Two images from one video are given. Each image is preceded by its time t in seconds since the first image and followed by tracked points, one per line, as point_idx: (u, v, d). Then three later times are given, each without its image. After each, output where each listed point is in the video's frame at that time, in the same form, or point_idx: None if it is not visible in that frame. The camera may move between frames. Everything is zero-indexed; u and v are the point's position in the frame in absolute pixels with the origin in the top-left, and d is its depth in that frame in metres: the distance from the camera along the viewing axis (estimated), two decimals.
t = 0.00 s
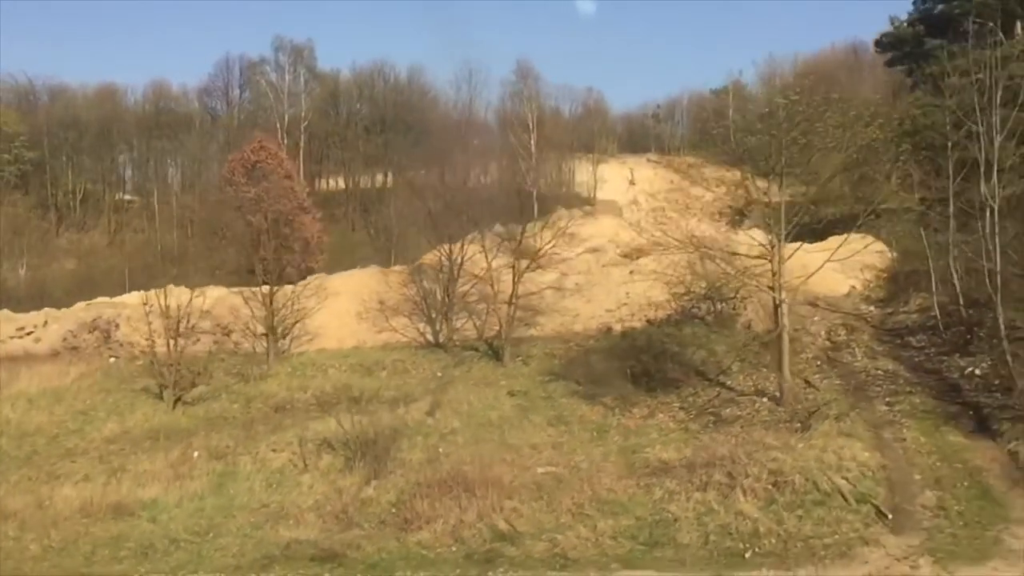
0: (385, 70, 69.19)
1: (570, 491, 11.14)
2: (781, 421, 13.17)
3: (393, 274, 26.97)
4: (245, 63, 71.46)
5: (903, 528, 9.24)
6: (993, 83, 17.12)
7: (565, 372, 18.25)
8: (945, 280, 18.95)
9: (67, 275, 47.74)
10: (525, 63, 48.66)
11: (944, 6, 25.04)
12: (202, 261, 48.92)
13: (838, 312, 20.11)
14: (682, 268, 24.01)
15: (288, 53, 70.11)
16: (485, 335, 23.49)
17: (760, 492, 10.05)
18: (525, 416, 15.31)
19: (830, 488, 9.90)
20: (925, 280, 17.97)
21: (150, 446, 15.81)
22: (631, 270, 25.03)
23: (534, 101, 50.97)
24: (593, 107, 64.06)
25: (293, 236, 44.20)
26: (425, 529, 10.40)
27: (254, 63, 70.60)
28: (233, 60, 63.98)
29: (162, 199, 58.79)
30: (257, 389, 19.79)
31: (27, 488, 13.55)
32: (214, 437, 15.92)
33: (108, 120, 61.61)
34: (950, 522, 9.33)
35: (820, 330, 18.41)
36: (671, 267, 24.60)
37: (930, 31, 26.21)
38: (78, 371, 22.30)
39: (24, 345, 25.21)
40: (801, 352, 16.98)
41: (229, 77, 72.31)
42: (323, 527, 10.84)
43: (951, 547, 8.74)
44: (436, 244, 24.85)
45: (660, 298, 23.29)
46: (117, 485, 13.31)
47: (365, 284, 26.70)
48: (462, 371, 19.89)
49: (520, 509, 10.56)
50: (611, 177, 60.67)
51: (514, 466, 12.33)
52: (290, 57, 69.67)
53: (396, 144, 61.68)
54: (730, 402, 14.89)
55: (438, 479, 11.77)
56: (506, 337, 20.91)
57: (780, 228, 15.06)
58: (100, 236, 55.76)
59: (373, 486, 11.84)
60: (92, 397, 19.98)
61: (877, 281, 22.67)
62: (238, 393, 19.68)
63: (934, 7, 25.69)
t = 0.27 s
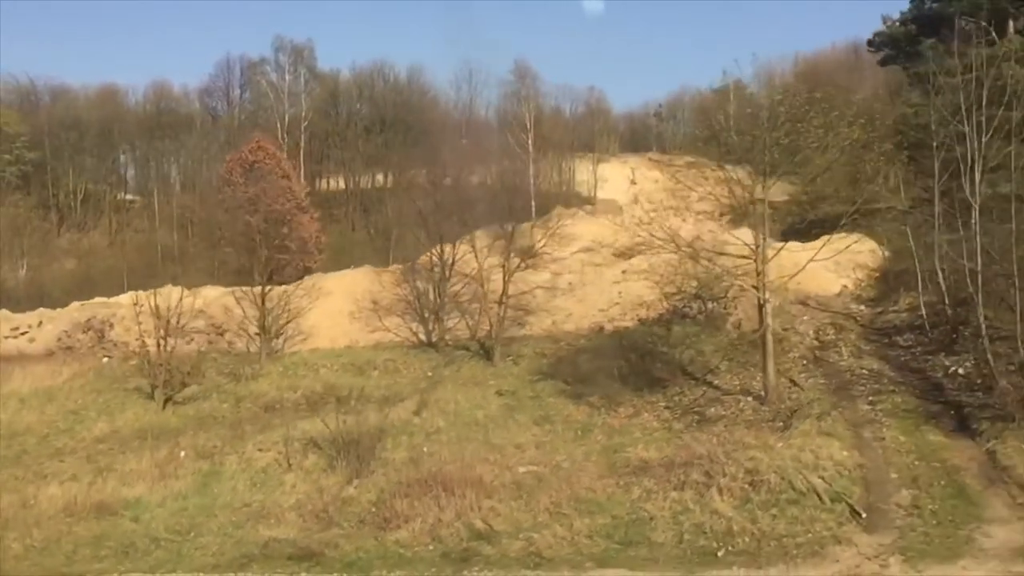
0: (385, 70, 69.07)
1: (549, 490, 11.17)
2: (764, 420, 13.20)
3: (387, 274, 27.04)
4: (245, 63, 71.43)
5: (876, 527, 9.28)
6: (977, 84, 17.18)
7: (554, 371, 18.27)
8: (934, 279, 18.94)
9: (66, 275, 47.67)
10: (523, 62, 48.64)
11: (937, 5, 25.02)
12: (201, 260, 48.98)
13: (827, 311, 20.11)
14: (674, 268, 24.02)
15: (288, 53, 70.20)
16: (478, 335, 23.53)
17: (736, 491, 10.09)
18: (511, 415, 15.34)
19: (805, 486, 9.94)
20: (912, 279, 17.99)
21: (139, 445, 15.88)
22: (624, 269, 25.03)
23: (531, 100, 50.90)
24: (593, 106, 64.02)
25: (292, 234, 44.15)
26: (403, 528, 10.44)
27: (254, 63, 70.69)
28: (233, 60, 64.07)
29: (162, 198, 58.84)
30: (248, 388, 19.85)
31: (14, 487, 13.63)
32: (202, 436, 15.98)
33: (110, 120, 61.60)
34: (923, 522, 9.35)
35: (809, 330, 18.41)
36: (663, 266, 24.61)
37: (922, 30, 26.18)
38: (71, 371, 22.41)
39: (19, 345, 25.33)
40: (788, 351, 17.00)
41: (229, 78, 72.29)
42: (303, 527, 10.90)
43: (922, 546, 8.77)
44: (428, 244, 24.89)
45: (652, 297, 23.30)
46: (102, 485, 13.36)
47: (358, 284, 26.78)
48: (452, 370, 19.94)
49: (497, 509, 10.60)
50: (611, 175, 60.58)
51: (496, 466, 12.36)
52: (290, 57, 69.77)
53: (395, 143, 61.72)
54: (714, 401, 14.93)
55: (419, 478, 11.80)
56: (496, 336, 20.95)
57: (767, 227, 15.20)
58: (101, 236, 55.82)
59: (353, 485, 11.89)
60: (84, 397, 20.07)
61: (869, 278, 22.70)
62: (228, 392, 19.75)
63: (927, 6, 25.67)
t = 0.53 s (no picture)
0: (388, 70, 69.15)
1: (530, 490, 11.23)
2: (749, 420, 13.25)
3: (383, 274, 27.11)
4: (249, 64, 71.63)
5: (852, 527, 9.32)
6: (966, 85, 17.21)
7: (546, 371, 18.32)
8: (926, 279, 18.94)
9: (69, 275, 47.76)
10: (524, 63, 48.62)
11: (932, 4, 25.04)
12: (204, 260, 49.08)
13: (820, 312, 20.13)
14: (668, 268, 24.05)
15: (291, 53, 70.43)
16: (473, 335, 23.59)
17: (714, 490, 10.14)
18: (499, 415, 15.40)
19: (783, 486, 9.98)
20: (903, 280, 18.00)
21: (131, 445, 15.97)
22: (619, 269, 25.06)
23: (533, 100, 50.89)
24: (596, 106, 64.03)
25: (292, 234, 44.11)
26: (384, 528, 10.51)
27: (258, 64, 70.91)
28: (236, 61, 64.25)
29: (166, 198, 58.92)
30: (242, 388, 19.95)
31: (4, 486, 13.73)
32: (194, 436, 16.07)
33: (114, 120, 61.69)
34: (899, 522, 9.39)
35: (800, 330, 18.43)
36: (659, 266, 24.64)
37: (917, 32, 26.20)
38: (68, 370, 22.53)
39: (18, 345, 25.46)
40: (778, 351, 17.04)
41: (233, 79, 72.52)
42: (287, 526, 10.97)
43: (895, 546, 8.81)
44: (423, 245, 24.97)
45: (646, 297, 23.33)
46: (92, 484, 13.46)
47: (355, 283, 26.86)
48: (445, 370, 20.01)
49: (478, 508, 10.66)
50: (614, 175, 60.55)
51: (480, 466, 12.41)
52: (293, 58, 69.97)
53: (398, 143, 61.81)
54: (701, 402, 14.97)
55: (402, 478, 11.85)
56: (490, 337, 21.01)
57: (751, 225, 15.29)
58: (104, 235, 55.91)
59: (337, 485, 11.96)
60: (80, 397, 20.19)
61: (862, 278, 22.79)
62: (222, 392, 19.85)
63: (922, 6, 25.70)
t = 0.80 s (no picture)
0: (391, 73, 69.30)
1: (512, 490, 11.28)
2: (735, 422, 13.29)
3: (380, 276, 27.19)
4: (253, 67, 71.90)
5: (828, 528, 9.35)
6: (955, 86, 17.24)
7: (537, 372, 18.37)
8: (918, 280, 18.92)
9: (73, 276, 47.84)
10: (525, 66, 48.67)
11: (928, 6, 25.03)
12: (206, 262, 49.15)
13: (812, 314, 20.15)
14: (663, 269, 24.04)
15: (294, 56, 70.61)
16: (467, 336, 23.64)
17: (693, 492, 10.17)
18: (487, 417, 15.45)
19: (761, 487, 10.01)
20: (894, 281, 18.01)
21: (122, 445, 16.07)
22: (615, 269, 25.05)
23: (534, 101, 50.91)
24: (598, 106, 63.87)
25: (292, 235, 44.13)
26: (365, 529, 10.55)
27: (261, 66, 71.17)
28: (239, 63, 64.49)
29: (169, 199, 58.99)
30: (236, 389, 20.03)
31: None
32: (186, 436, 16.16)
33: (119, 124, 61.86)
34: (875, 523, 9.42)
35: (792, 332, 18.44)
36: (654, 267, 24.64)
37: (911, 35, 26.22)
38: (64, 372, 22.64)
39: (16, 346, 25.60)
40: (768, 353, 17.07)
41: (237, 81, 72.78)
42: (270, 527, 11.03)
43: (869, 547, 8.83)
44: (418, 247, 25.05)
45: (641, 298, 23.32)
46: (80, 485, 13.56)
47: (351, 286, 26.97)
48: (439, 372, 20.05)
49: (459, 510, 10.69)
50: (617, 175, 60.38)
51: (465, 467, 12.45)
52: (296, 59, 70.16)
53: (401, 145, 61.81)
54: (689, 403, 15.00)
55: (386, 479, 11.88)
56: (483, 339, 21.05)
57: (737, 225, 15.31)
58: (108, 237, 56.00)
59: (321, 486, 12.02)
60: (75, 398, 20.30)
61: (856, 279, 22.75)
62: (215, 393, 19.92)
63: (916, 9, 25.73)
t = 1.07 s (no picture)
0: (395, 74, 69.41)
1: (497, 490, 11.33)
2: (722, 422, 13.31)
3: (378, 276, 27.20)
4: (258, 69, 72.12)
5: (806, 528, 9.39)
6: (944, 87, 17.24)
7: (530, 373, 18.41)
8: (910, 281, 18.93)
9: (77, 277, 48.02)
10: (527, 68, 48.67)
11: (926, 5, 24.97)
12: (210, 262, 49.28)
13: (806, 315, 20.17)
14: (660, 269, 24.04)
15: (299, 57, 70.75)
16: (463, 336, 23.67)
17: (674, 492, 10.21)
18: (478, 417, 15.51)
19: (741, 488, 10.05)
20: (886, 282, 18.01)
21: (116, 446, 16.17)
22: (612, 269, 25.07)
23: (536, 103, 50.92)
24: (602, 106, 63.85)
25: (294, 237, 43.98)
26: (349, 529, 10.62)
27: (266, 68, 71.38)
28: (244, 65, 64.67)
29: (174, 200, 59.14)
30: (232, 390, 20.11)
31: None
32: (179, 437, 16.24)
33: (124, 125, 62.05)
34: (853, 522, 9.44)
35: (785, 333, 18.45)
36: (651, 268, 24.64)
37: (908, 35, 26.21)
38: (63, 373, 22.78)
39: (16, 347, 25.77)
40: (759, 354, 17.09)
41: (242, 83, 73.06)
42: (255, 527, 11.11)
43: (845, 546, 8.87)
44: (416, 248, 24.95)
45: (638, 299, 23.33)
46: (72, 485, 13.67)
47: (349, 286, 26.99)
48: (433, 372, 20.11)
49: (442, 510, 10.75)
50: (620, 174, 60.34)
51: (452, 467, 12.50)
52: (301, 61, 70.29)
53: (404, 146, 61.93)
54: (678, 403, 15.03)
55: (371, 479, 11.94)
56: (477, 339, 21.10)
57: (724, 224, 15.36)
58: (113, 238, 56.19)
59: (308, 486, 12.09)
60: (72, 399, 20.43)
61: (850, 280, 22.74)
62: (211, 394, 20.00)
63: (913, 9, 25.72)
